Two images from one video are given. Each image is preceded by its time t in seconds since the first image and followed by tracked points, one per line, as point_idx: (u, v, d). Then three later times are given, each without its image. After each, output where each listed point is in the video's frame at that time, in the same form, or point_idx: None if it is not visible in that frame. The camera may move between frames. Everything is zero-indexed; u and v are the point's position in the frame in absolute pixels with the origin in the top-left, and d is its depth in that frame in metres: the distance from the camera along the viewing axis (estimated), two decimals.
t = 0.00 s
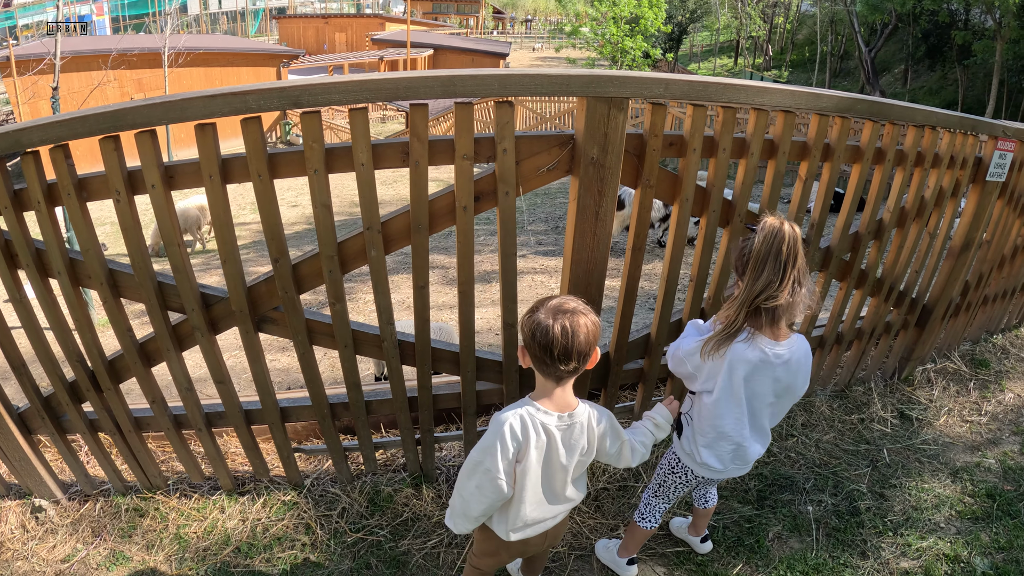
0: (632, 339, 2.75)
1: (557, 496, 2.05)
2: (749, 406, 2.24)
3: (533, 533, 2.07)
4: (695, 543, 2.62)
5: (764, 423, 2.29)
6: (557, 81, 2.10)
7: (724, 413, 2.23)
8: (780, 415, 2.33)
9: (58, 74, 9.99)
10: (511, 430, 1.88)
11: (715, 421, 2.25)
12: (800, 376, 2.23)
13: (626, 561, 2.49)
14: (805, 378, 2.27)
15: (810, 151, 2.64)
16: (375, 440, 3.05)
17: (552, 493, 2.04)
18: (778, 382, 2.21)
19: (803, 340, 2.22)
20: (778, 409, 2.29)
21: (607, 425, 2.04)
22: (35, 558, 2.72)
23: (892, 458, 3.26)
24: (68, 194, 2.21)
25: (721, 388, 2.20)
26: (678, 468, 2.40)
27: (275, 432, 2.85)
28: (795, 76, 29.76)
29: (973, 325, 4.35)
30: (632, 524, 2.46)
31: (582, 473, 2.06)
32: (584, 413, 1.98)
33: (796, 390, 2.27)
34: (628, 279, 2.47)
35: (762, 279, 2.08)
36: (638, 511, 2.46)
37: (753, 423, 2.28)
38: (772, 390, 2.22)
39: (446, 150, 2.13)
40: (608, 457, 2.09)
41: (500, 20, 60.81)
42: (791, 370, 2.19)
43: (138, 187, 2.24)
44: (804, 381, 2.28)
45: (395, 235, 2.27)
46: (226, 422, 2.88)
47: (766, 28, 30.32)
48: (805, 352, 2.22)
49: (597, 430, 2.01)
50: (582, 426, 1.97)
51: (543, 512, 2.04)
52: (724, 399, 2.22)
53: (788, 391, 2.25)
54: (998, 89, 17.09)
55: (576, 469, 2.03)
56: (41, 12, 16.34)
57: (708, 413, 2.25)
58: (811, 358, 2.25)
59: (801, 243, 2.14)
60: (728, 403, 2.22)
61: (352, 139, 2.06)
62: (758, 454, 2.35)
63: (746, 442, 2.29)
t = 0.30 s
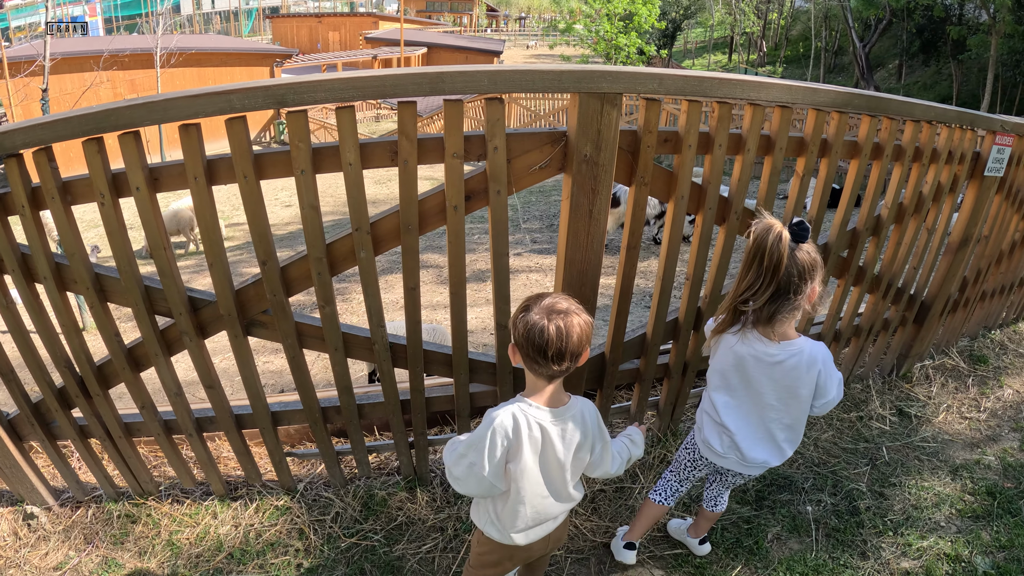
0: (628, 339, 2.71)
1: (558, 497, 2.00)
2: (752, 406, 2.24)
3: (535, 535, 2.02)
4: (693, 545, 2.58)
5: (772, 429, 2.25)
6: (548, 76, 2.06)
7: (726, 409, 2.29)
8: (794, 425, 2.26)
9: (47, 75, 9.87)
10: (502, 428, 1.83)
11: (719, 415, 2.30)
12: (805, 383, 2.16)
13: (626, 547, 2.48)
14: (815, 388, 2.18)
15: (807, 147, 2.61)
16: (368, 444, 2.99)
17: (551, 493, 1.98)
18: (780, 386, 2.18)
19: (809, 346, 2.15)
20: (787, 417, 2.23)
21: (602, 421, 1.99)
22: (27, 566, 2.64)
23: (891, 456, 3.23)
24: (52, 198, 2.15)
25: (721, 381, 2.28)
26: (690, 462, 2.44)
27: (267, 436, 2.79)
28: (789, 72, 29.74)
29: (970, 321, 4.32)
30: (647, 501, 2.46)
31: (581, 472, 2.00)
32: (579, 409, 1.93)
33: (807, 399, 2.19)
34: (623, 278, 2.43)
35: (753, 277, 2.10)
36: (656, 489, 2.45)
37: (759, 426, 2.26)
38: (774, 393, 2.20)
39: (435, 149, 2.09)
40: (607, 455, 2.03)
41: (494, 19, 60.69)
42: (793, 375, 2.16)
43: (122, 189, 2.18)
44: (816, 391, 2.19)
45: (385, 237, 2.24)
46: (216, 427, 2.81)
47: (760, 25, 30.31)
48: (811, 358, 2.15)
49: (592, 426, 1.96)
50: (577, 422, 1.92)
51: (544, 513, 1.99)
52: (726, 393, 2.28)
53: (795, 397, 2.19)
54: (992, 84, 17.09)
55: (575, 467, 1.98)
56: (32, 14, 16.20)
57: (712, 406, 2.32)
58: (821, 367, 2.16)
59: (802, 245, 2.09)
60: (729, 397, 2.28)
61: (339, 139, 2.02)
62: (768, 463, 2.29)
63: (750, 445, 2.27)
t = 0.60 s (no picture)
0: (624, 339, 2.69)
1: (554, 493, 1.99)
2: (745, 405, 2.24)
3: (534, 533, 2.01)
4: (691, 544, 2.57)
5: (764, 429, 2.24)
6: (542, 75, 2.05)
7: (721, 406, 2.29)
8: (787, 427, 2.24)
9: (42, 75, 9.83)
10: (489, 422, 1.85)
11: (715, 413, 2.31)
12: (797, 385, 2.14)
13: (644, 556, 2.43)
14: (807, 390, 2.16)
15: (803, 145, 2.60)
16: (364, 444, 2.98)
17: (547, 490, 1.97)
18: (772, 386, 2.17)
19: (801, 347, 2.12)
20: (780, 419, 2.21)
21: (596, 418, 1.98)
22: (24, 568, 2.62)
23: (889, 454, 3.22)
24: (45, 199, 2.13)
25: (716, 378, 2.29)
26: (690, 461, 2.43)
27: (263, 437, 2.77)
28: (786, 70, 29.75)
29: (968, 318, 4.32)
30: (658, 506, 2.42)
31: (578, 469, 1.98)
32: (571, 405, 1.92)
33: (799, 401, 2.17)
34: (619, 277, 2.42)
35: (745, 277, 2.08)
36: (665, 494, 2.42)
37: (752, 426, 2.26)
38: (767, 393, 2.19)
39: (429, 148, 2.08)
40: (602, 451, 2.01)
41: (490, 18, 60.63)
42: (784, 375, 2.14)
43: (116, 190, 2.16)
44: (808, 394, 2.17)
45: (379, 237, 2.24)
46: (212, 428, 2.80)
47: (756, 23, 30.31)
48: (803, 360, 2.12)
49: (586, 423, 1.94)
50: (569, 419, 1.91)
51: (540, 510, 1.98)
52: (722, 391, 2.29)
53: (788, 399, 2.17)
54: (989, 82, 17.10)
55: (570, 464, 1.96)
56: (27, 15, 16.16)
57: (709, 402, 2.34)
58: (813, 369, 2.12)
59: (795, 244, 2.06)
60: (724, 394, 2.28)
61: (333, 139, 2.02)
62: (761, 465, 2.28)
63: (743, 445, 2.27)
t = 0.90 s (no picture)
0: (619, 340, 2.69)
1: (550, 496, 1.99)
2: (746, 418, 2.25)
3: (529, 535, 2.00)
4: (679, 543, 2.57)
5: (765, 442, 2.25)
6: (535, 78, 2.05)
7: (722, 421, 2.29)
8: (789, 439, 2.25)
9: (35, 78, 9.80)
10: (489, 414, 1.88)
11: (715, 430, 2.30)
12: (799, 396, 2.16)
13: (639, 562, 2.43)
14: (808, 401, 2.18)
15: (796, 144, 2.59)
16: (360, 447, 2.98)
17: (544, 493, 1.97)
18: (774, 398, 2.18)
19: (803, 356, 2.14)
20: (781, 432, 2.22)
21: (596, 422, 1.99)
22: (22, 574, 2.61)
23: (885, 452, 3.23)
24: (40, 206, 2.13)
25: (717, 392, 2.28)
26: (687, 483, 2.39)
27: (260, 441, 2.77)
28: (780, 68, 29.81)
29: (963, 316, 4.33)
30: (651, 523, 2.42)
31: (575, 473, 1.99)
32: (572, 409, 1.93)
33: (801, 413, 2.19)
34: (613, 278, 2.42)
35: (748, 290, 2.09)
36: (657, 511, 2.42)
37: (754, 439, 2.26)
38: (768, 405, 2.20)
39: (423, 152, 2.09)
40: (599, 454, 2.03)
41: (485, 19, 60.67)
42: (787, 385, 2.15)
43: (111, 197, 2.16)
44: (809, 405, 2.19)
45: (373, 240, 2.24)
46: (209, 433, 2.80)
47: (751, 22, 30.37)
48: (805, 371, 2.14)
49: (584, 427, 1.96)
50: (568, 421, 1.92)
51: (536, 512, 1.98)
52: (722, 408, 2.28)
53: (789, 411, 2.19)
54: (984, 79, 17.15)
55: (567, 467, 1.96)
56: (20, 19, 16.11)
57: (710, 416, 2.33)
58: (815, 378, 2.15)
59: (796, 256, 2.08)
60: (724, 409, 2.28)
61: (326, 143, 2.02)
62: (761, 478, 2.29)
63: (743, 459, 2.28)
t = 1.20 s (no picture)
0: (613, 341, 2.70)
1: (541, 498, 2.01)
2: (778, 433, 2.27)
3: (518, 535, 2.02)
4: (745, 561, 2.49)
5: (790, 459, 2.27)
6: (526, 84, 2.07)
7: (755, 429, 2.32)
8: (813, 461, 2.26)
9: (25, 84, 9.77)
10: (493, 415, 1.87)
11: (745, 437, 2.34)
12: (833, 421, 2.17)
13: (642, 558, 2.45)
14: (841, 428, 2.19)
15: (786, 146, 2.59)
16: (358, 451, 2.99)
17: (536, 494, 2.00)
18: (809, 418, 2.20)
19: (844, 384, 2.15)
20: (807, 453, 2.24)
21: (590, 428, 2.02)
22: None
23: (879, 448, 3.26)
24: (36, 217, 2.14)
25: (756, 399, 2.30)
26: (711, 486, 2.44)
27: (258, 447, 2.78)
28: (771, 65, 29.90)
29: (955, 311, 4.36)
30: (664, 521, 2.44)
31: (567, 477, 2.02)
32: (570, 415, 1.95)
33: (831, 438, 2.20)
34: (607, 279, 2.43)
35: (802, 308, 2.13)
36: (671, 512, 2.44)
37: (779, 452, 2.29)
38: (802, 424, 2.21)
39: (417, 158, 2.11)
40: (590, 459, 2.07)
41: (476, 18, 60.64)
42: (823, 409, 2.16)
43: (106, 207, 2.17)
44: (841, 432, 2.20)
45: (368, 246, 2.26)
46: (208, 439, 2.81)
47: (742, 19, 30.46)
48: (843, 398, 2.15)
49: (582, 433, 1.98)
50: (567, 428, 1.94)
51: (527, 513, 2.01)
52: (756, 417, 2.32)
53: (821, 434, 2.20)
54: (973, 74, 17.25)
55: (560, 471, 2.00)
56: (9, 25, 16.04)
57: (745, 421, 2.37)
58: (852, 408, 2.15)
59: (856, 283, 2.10)
60: (760, 417, 2.31)
61: (320, 151, 2.04)
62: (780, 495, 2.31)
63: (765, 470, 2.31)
